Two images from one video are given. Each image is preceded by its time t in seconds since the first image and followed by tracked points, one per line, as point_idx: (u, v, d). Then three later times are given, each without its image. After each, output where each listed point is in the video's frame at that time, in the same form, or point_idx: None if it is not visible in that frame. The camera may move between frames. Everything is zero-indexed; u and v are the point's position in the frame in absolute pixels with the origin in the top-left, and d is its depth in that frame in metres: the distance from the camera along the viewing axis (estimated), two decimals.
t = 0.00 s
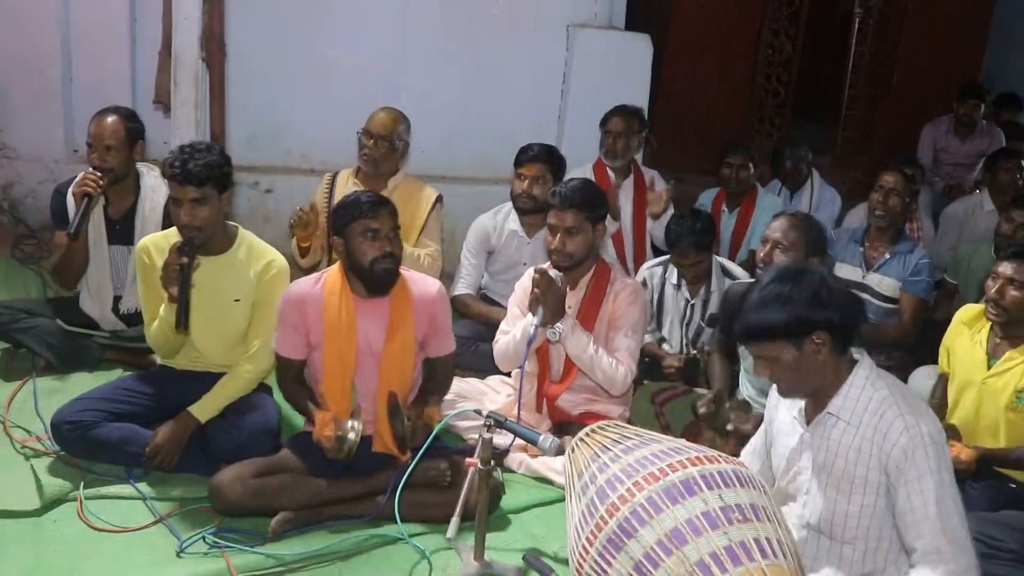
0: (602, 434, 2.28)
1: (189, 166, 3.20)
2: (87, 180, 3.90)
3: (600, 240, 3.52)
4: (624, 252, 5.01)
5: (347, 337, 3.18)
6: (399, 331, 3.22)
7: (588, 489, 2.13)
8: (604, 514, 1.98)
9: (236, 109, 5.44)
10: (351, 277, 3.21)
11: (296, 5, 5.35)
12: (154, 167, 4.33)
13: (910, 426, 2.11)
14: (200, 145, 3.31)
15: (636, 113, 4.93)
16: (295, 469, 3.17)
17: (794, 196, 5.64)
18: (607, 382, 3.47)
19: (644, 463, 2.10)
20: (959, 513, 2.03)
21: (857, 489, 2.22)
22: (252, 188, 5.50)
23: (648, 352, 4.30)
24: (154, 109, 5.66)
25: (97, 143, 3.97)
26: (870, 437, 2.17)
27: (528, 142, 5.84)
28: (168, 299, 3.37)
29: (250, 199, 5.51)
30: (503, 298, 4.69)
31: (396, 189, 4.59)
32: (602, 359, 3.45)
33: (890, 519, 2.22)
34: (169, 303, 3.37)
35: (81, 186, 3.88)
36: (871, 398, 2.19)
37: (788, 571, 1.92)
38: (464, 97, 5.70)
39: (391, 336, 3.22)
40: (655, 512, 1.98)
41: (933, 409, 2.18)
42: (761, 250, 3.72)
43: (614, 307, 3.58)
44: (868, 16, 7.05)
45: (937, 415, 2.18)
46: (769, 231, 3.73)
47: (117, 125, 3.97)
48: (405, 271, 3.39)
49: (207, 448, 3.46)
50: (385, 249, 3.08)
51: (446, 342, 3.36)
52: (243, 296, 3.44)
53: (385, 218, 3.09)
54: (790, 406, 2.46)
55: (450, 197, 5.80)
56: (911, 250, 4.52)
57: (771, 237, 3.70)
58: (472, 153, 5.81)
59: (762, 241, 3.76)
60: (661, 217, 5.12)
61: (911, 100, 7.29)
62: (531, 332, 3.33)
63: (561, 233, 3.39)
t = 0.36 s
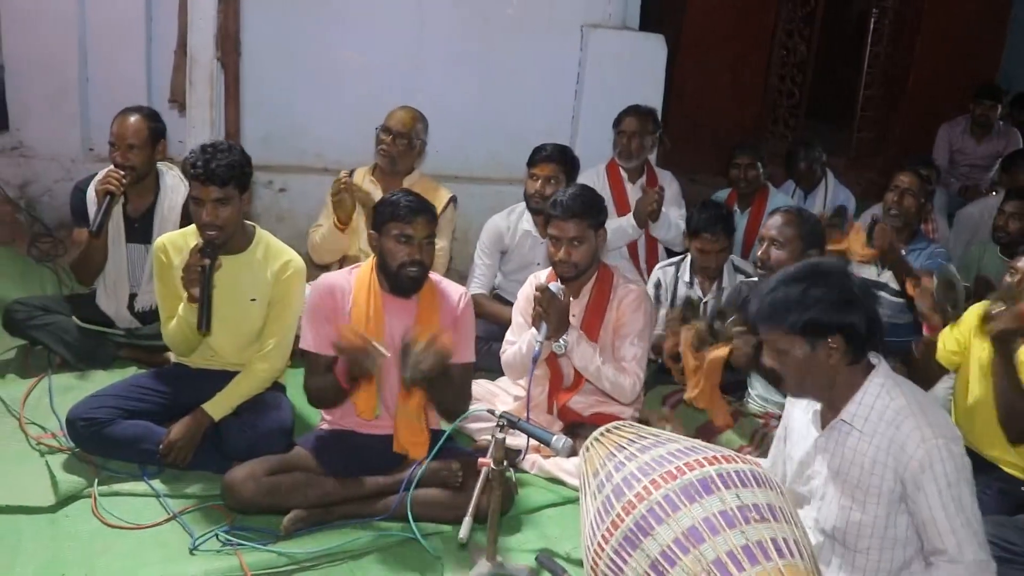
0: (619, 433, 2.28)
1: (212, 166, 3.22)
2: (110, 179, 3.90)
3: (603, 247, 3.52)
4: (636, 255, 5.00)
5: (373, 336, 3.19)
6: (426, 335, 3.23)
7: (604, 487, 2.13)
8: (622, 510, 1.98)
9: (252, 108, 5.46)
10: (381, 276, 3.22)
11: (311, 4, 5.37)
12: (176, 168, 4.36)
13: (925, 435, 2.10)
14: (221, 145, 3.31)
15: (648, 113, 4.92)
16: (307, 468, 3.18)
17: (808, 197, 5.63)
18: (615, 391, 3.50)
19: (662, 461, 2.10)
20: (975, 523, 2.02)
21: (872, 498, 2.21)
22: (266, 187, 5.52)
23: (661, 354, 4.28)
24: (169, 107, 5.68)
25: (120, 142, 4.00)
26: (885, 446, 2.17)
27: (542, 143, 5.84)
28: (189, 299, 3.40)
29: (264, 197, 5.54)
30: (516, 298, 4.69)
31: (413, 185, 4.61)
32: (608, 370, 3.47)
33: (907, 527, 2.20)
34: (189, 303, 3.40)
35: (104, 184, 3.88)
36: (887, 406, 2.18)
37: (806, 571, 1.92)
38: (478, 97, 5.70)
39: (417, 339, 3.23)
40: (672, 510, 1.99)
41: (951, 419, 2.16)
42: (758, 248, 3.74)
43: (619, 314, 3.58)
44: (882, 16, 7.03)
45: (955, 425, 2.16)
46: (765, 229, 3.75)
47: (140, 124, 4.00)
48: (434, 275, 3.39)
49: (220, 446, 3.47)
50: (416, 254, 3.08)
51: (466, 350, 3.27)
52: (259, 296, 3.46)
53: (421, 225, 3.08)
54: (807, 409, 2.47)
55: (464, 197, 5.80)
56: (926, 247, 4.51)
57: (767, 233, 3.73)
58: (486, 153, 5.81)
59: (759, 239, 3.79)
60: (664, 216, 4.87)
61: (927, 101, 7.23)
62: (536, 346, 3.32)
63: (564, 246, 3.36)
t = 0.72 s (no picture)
0: (630, 441, 2.28)
1: (209, 167, 3.24)
2: (115, 180, 3.94)
3: (610, 255, 3.51)
4: (651, 260, 4.97)
5: (382, 338, 3.25)
6: (434, 337, 3.29)
7: (617, 498, 2.13)
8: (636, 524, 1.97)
9: (267, 108, 5.50)
10: (388, 279, 3.26)
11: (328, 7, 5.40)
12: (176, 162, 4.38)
13: (941, 441, 2.10)
14: (218, 145, 3.34)
15: (664, 117, 4.93)
16: (322, 468, 3.19)
17: (823, 201, 5.61)
18: (627, 400, 3.50)
19: (676, 471, 2.10)
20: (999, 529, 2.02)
21: (890, 506, 2.20)
22: (280, 188, 5.56)
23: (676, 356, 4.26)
24: (185, 108, 5.72)
25: (121, 142, 4.02)
26: (900, 454, 2.16)
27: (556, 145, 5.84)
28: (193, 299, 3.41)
29: (278, 198, 5.57)
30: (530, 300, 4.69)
31: (428, 189, 4.60)
32: (620, 380, 3.48)
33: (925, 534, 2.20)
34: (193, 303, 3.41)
35: (111, 186, 3.93)
36: (899, 413, 2.19)
37: None
38: (491, 99, 5.71)
39: (425, 341, 3.29)
40: (687, 522, 1.98)
41: (964, 424, 2.17)
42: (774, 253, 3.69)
43: (630, 321, 3.57)
44: (899, 18, 6.93)
45: (968, 430, 2.16)
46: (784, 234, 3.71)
47: (141, 123, 4.02)
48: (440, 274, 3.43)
49: (235, 446, 3.48)
50: (420, 255, 3.10)
51: (477, 350, 3.40)
52: (264, 294, 3.47)
53: (424, 223, 3.11)
54: (817, 417, 2.44)
55: (479, 199, 5.81)
56: (942, 255, 4.47)
57: (786, 239, 3.67)
58: (500, 155, 5.82)
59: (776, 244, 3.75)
60: (690, 216, 5.00)
61: (942, 103, 7.18)
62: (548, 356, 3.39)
63: (572, 257, 3.36)
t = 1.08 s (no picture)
0: (638, 445, 2.27)
1: (223, 167, 3.24)
2: (125, 179, 3.97)
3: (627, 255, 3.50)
4: (664, 263, 4.94)
5: (378, 337, 3.18)
6: (430, 330, 3.21)
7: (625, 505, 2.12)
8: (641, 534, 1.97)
9: (283, 108, 5.53)
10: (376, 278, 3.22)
11: (344, 9, 5.42)
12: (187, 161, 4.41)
13: (948, 440, 2.08)
14: (232, 145, 3.34)
15: (679, 118, 4.91)
16: (333, 470, 3.20)
17: (838, 205, 5.59)
18: (641, 399, 3.50)
19: (682, 477, 2.09)
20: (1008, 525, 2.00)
21: (897, 505, 2.18)
22: (294, 188, 5.57)
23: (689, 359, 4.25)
24: (199, 108, 5.74)
25: (131, 141, 4.05)
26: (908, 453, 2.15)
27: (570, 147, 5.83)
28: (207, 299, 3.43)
29: (292, 198, 5.58)
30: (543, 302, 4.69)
31: (441, 191, 4.62)
32: (634, 378, 3.47)
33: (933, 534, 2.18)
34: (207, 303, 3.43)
35: (120, 184, 3.96)
36: (908, 412, 2.17)
37: None
38: (505, 100, 5.70)
39: (421, 337, 3.21)
40: (693, 530, 1.98)
41: (972, 424, 2.15)
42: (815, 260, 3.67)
43: (645, 320, 3.57)
44: (917, 21, 6.84)
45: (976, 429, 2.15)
46: (825, 243, 3.68)
47: (149, 123, 4.05)
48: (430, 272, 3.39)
49: (247, 445, 3.49)
50: (404, 253, 3.08)
51: (475, 346, 3.28)
52: (278, 293, 3.48)
53: (404, 222, 3.08)
54: (825, 418, 2.46)
55: (492, 201, 5.80)
56: (958, 256, 4.46)
57: (828, 248, 3.65)
58: (513, 156, 5.81)
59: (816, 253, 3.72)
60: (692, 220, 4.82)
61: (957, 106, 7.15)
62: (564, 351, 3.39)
63: (589, 256, 3.36)
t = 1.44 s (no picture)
0: (656, 445, 2.28)
1: (252, 170, 3.25)
2: (151, 181, 4.02)
3: (652, 249, 3.53)
4: (675, 262, 4.89)
5: (398, 338, 3.19)
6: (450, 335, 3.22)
7: (644, 501, 2.12)
8: (662, 525, 1.97)
9: (294, 110, 5.54)
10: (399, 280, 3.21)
11: (356, 10, 5.44)
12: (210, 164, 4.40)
13: (962, 449, 2.06)
14: (262, 148, 3.36)
15: (689, 119, 4.91)
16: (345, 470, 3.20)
17: (850, 206, 5.55)
18: (659, 391, 3.47)
19: (703, 475, 2.09)
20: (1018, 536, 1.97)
21: (910, 511, 2.17)
22: (306, 189, 5.57)
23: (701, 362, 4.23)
24: (213, 110, 5.76)
25: (160, 143, 4.06)
26: (922, 460, 2.14)
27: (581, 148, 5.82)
28: (228, 301, 3.42)
29: (304, 200, 5.59)
30: (555, 303, 4.69)
31: (452, 193, 4.62)
32: (654, 368, 3.45)
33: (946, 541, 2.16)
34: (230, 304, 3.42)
35: (146, 186, 4.01)
36: (924, 418, 2.16)
37: None
38: (517, 100, 5.70)
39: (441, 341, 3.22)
40: (714, 525, 1.97)
41: (991, 433, 2.12)
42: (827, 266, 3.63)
43: (666, 314, 3.56)
44: (930, 21, 6.81)
45: (994, 438, 2.12)
46: (838, 249, 3.65)
47: (178, 125, 4.07)
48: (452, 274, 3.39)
49: (259, 446, 3.50)
50: (426, 252, 3.07)
51: (494, 353, 3.29)
52: (299, 297, 3.49)
53: (426, 219, 3.06)
54: (842, 421, 2.44)
55: (503, 202, 5.79)
56: (969, 264, 4.39)
57: (841, 254, 3.61)
58: (525, 157, 5.81)
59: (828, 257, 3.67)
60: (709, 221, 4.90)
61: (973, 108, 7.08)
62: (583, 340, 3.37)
63: (614, 243, 3.38)
